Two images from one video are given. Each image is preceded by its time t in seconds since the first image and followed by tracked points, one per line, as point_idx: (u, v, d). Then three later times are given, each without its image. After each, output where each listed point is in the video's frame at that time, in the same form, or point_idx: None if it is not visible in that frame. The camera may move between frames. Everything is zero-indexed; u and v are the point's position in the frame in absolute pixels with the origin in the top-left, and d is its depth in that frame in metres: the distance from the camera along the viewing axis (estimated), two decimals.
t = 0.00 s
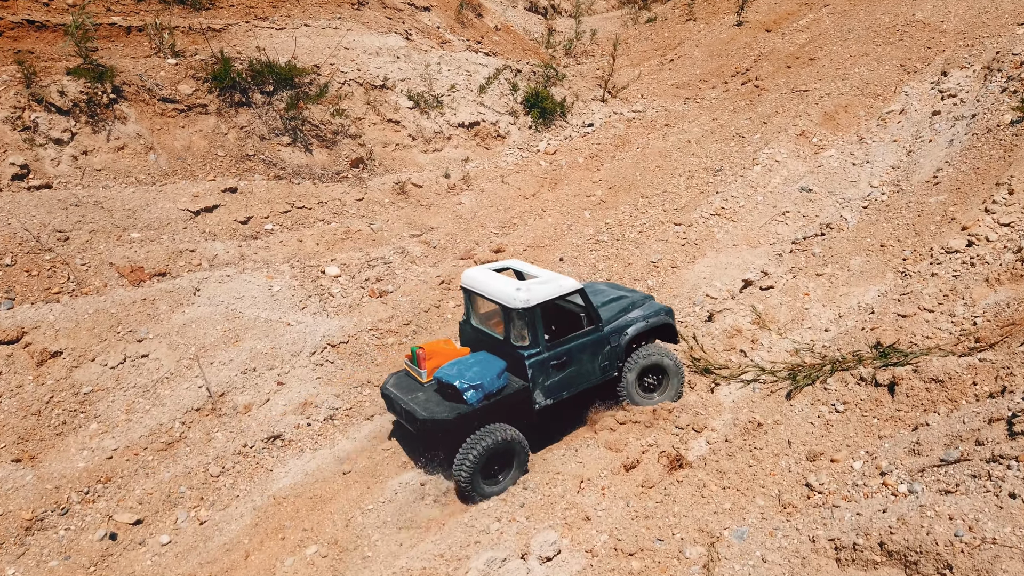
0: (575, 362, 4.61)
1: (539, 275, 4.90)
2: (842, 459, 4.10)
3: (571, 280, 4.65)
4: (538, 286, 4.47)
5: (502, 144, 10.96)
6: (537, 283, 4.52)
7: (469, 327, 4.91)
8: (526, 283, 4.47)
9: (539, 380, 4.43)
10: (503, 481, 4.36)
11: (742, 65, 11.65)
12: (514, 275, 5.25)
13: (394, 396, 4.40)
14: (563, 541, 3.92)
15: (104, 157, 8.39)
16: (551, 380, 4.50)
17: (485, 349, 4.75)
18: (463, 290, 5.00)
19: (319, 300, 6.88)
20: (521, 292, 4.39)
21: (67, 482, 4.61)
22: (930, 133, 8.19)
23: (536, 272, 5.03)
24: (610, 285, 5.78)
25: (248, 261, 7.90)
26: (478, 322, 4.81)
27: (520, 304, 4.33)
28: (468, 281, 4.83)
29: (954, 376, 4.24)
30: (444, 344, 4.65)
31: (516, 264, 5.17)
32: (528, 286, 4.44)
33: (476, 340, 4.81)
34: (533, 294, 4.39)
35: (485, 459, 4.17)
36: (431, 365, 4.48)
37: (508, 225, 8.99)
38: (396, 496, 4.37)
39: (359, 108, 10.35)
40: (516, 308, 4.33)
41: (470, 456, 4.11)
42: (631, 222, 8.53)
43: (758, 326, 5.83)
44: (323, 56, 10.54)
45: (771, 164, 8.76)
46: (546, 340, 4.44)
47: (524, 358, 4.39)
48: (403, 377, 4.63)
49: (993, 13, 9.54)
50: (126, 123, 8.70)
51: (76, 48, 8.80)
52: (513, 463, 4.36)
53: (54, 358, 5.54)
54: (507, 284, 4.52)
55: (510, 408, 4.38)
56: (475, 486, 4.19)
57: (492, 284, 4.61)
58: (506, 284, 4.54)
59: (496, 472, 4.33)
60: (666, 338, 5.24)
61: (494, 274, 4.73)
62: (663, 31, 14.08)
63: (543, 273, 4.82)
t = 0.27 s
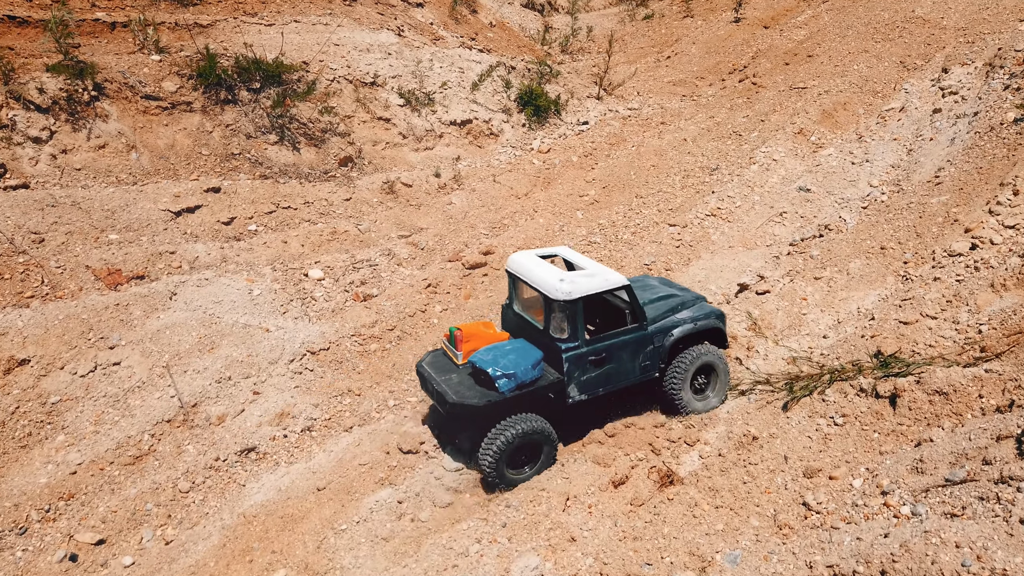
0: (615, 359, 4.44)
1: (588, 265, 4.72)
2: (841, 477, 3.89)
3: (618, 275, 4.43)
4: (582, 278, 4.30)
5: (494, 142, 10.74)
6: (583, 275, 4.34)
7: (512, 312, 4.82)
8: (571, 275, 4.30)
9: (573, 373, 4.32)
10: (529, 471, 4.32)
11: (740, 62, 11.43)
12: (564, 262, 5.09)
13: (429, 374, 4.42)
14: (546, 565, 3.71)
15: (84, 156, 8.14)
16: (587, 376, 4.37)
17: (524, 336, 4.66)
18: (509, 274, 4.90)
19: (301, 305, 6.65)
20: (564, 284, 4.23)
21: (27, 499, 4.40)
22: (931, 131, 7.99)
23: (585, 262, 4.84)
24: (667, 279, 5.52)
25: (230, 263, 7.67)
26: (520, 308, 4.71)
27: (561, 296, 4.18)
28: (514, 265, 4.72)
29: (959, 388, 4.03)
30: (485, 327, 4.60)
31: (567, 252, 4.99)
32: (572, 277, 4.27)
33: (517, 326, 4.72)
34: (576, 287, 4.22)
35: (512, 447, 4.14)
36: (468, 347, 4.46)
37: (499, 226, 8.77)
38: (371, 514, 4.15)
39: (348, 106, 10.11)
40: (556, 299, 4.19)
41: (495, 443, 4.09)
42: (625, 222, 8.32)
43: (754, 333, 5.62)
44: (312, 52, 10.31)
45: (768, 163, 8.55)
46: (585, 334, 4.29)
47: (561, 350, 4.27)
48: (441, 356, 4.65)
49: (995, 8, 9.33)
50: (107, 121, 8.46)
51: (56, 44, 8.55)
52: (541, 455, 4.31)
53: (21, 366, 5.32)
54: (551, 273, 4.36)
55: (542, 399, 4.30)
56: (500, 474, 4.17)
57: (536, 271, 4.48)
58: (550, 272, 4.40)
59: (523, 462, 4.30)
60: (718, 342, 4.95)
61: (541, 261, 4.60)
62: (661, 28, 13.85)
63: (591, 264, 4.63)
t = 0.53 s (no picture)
0: (663, 349, 4.37)
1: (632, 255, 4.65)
2: (822, 500, 3.67)
3: (664, 264, 4.37)
4: (627, 268, 4.23)
5: (480, 141, 10.49)
6: (628, 264, 4.28)
7: (554, 304, 4.76)
8: (617, 265, 4.24)
9: (622, 365, 4.26)
10: (580, 460, 4.28)
11: (733, 60, 11.20)
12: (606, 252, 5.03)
13: (474, 368, 4.37)
14: None
15: (53, 157, 7.87)
16: (636, 366, 4.31)
17: (569, 328, 4.61)
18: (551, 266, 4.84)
19: (271, 312, 6.41)
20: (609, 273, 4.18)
21: None
22: (923, 131, 7.77)
23: (628, 251, 4.78)
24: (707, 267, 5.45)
25: (201, 267, 7.42)
26: (563, 300, 4.64)
27: (608, 286, 4.12)
28: (555, 257, 4.67)
29: (947, 405, 3.82)
30: (528, 320, 4.55)
31: (608, 242, 4.93)
32: (618, 267, 4.21)
33: (561, 318, 4.66)
34: (623, 276, 4.16)
35: (563, 434, 4.12)
36: (512, 341, 4.41)
37: (480, 228, 8.54)
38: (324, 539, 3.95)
39: (330, 104, 9.84)
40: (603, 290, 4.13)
41: (546, 432, 4.06)
42: (610, 225, 8.10)
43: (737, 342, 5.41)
44: (294, 49, 10.05)
45: (757, 163, 8.33)
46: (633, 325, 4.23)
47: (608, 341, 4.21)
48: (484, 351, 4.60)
49: (991, 4, 9.10)
50: (79, 120, 8.19)
51: (27, 41, 8.28)
52: (591, 442, 4.27)
53: None
54: (596, 263, 4.31)
55: (591, 391, 4.24)
56: (550, 462, 4.15)
57: (580, 262, 4.42)
58: (594, 263, 4.34)
59: (574, 450, 4.27)
60: (765, 330, 4.88)
61: (583, 252, 4.53)
62: (653, 25, 13.61)
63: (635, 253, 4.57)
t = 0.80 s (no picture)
0: (694, 325, 4.54)
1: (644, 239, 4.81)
2: (795, 522, 3.53)
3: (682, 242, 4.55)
4: (652, 250, 4.38)
5: (464, 142, 10.32)
6: (651, 246, 4.42)
7: (574, 299, 4.82)
8: (642, 248, 4.37)
9: (662, 345, 4.37)
10: (638, 443, 4.29)
11: (721, 59, 11.07)
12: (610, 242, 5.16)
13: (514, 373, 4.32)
14: None
15: (22, 159, 7.63)
16: (674, 344, 4.44)
17: (596, 319, 4.67)
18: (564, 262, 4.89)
19: (239, 320, 6.23)
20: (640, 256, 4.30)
21: None
22: (910, 132, 7.64)
23: (637, 237, 4.93)
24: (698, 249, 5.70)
25: (172, 273, 7.21)
26: (586, 293, 4.71)
27: (641, 269, 4.23)
28: (572, 252, 4.72)
29: (924, 423, 3.68)
30: (555, 317, 4.57)
31: (613, 231, 5.07)
32: (645, 250, 4.34)
33: (585, 311, 4.72)
34: (653, 257, 4.29)
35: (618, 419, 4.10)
36: (545, 340, 4.40)
37: (459, 232, 8.38)
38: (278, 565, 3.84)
39: (311, 105, 9.62)
40: (637, 273, 4.24)
41: (604, 419, 4.05)
42: (591, 228, 7.96)
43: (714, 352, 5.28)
44: (274, 48, 9.83)
45: (742, 165, 8.19)
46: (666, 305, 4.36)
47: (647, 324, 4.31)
48: (515, 355, 4.55)
49: (980, 3, 8.98)
50: (50, 122, 7.94)
51: None
52: (644, 423, 4.29)
53: None
54: (621, 250, 4.41)
55: (635, 374, 4.32)
56: (613, 450, 4.13)
57: (603, 253, 4.50)
58: (618, 250, 4.44)
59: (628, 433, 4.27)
60: (772, 297, 5.18)
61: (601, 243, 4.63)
62: (643, 23, 13.45)
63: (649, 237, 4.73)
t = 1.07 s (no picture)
0: (710, 309, 4.81)
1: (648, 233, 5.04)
2: (773, 551, 3.41)
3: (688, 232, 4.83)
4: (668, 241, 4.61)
5: (449, 145, 10.11)
6: (665, 238, 4.66)
7: (588, 300, 4.96)
8: (659, 241, 4.59)
9: (688, 331, 4.59)
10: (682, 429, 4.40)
11: (710, 59, 10.95)
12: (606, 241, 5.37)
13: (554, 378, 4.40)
14: None
15: None
16: (696, 328, 4.68)
17: (615, 316, 4.84)
18: (572, 267, 5.02)
19: (210, 332, 6.03)
20: (660, 249, 4.51)
21: None
22: (897, 137, 7.55)
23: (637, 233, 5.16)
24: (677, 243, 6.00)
25: (146, 282, 6.94)
26: (601, 292, 4.87)
27: (664, 260, 4.45)
28: (583, 255, 4.87)
29: (906, 447, 3.57)
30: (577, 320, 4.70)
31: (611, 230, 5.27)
32: (663, 242, 4.57)
33: (602, 310, 4.88)
34: (671, 248, 4.53)
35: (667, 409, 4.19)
36: (576, 341, 4.53)
37: (440, 239, 8.22)
38: None
39: (291, 108, 9.39)
40: (661, 264, 4.45)
41: (657, 407, 4.13)
42: (574, 235, 7.82)
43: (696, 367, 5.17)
44: (255, 50, 9.60)
45: (728, 170, 8.07)
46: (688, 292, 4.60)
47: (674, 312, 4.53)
48: (544, 362, 4.65)
49: (967, 5, 8.88)
50: (22, 127, 7.63)
51: None
52: (686, 409, 4.39)
53: None
54: (639, 245, 4.60)
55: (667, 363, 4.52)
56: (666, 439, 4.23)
57: (619, 251, 4.67)
58: (635, 246, 4.63)
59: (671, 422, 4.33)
60: (761, 277, 5.57)
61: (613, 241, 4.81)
62: (631, 23, 13.32)
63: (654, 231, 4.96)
